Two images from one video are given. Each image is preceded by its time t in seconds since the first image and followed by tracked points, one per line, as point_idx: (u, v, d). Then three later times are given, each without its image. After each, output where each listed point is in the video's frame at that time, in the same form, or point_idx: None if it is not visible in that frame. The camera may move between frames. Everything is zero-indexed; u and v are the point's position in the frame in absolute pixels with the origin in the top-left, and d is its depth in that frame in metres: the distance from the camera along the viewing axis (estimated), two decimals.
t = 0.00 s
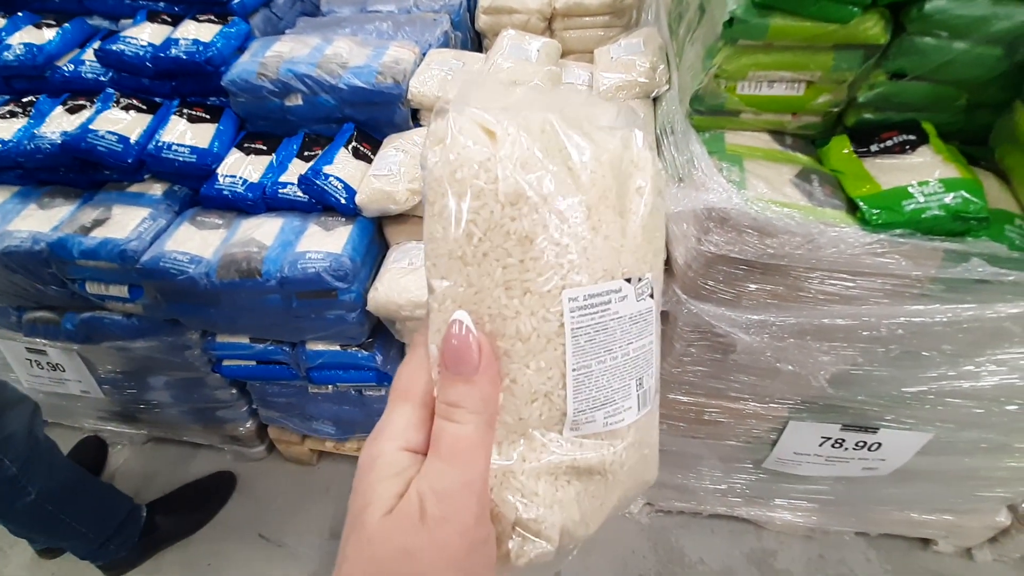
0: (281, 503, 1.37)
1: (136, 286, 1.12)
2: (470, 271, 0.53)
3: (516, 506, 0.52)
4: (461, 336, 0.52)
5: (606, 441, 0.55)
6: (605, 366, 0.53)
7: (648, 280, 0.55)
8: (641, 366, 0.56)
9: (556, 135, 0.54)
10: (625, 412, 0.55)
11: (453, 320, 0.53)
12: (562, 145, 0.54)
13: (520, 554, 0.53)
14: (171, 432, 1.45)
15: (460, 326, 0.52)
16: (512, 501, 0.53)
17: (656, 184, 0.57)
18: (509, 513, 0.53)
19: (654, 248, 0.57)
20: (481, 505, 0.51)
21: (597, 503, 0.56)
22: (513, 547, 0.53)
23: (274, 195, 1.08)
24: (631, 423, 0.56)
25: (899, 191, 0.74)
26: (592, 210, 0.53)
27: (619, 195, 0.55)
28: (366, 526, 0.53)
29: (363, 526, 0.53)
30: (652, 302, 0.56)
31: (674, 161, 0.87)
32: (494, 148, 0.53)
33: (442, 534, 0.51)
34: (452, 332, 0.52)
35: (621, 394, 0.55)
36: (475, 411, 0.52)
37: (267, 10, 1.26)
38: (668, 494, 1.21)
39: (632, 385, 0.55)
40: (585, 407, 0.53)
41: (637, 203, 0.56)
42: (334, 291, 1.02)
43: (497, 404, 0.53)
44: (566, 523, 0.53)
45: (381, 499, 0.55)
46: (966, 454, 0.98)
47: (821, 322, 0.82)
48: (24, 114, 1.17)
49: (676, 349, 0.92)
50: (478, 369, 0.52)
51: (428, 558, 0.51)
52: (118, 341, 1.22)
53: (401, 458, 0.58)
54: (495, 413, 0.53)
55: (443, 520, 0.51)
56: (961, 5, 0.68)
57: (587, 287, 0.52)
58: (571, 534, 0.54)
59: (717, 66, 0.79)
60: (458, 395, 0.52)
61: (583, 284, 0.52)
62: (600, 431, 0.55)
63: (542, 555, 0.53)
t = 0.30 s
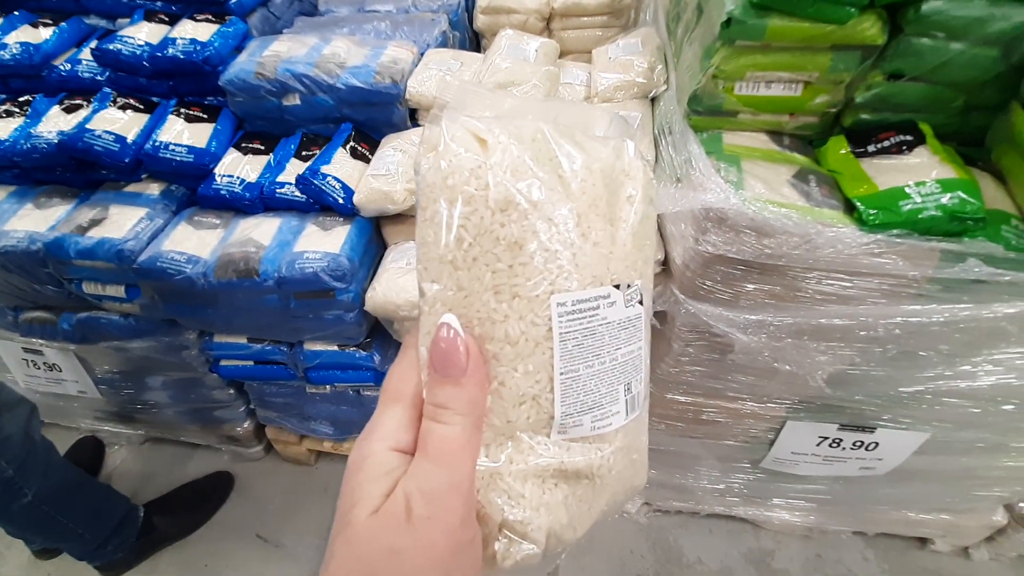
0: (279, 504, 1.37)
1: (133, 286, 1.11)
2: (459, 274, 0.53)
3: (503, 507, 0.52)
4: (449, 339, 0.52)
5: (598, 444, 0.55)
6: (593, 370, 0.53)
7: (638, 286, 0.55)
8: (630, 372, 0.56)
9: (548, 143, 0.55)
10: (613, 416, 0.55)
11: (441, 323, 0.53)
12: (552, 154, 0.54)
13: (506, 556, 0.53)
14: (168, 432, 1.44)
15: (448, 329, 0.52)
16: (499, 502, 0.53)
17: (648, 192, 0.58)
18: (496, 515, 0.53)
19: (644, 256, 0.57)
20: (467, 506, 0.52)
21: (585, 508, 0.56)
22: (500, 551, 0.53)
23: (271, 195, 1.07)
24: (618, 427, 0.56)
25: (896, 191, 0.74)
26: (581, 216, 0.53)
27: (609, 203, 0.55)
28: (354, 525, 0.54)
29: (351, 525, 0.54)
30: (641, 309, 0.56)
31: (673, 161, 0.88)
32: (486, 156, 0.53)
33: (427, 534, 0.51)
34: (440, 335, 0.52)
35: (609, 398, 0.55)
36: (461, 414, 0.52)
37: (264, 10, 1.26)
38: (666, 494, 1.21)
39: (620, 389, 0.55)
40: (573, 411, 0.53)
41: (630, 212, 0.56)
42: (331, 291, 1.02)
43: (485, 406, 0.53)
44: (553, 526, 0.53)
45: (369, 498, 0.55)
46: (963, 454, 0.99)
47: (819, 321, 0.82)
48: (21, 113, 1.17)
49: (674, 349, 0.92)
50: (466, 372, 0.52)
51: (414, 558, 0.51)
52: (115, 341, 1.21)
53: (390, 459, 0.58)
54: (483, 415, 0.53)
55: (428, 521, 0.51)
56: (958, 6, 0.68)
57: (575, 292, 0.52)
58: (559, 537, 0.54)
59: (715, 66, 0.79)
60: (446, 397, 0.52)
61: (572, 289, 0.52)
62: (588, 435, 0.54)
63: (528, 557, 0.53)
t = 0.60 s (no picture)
0: (277, 503, 1.37)
1: (130, 285, 1.11)
2: (428, 266, 0.54)
3: (477, 500, 0.52)
4: (416, 331, 0.53)
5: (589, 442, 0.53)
6: (571, 363, 0.52)
7: (624, 277, 0.54)
8: (614, 366, 0.54)
9: (518, 136, 0.56)
10: (598, 411, 0.53)
11: (408, 316, 0.53)
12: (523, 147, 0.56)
13: (483, 550, 0.53)
14: (165, 432, 1.44)
15: (415, 322, 0.53)
16: (472, 495, 0.52)
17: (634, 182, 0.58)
18: (470, 508, 0.53)
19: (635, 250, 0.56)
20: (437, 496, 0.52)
21: (576, 507, 0.54)
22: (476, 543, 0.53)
23: (269, 194, 1.07)
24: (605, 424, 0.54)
25: (893, 190, 0.74)
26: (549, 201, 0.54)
27: (590, 192, 0.55)
28: (325, 518, 0.54)
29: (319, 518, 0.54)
30: (628, 300, 0.54)
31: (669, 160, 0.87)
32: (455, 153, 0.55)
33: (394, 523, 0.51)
34: (407, 329, 0.53)
35: (592, 392, 0.53)
36: (430, 404, 0.52)
37: (261, 8, 1.26)
38: (664, 493, 1.21)
39: (605, 384, 0.53)
40: (550, 405, 0.52)
41: (615, 202, 0.56)
42: (328, 290, 1.02)
43: (454, 396, 0.54)
44: (532, 523, 0.52)
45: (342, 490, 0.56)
46: (959, 452, 0.99)
47: (815, 320, 0.82)
48: (17, 112, 1.16)
49: (671, 348, 0.92)
50: (433, 363, 0.52)
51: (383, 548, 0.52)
52: (112, 340, 1.21)
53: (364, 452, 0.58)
54: (453, 405, 0.54)
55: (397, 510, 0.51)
56: (954, 6, 0.68)
57: (548, 282, 0.51)
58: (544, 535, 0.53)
59: (713, 66, 0.79)
60: (414, 388, 0.52)
61: (544, 280, 0.51)
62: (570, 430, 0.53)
63: (507, 552, 0.52)
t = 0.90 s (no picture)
0: (275, 503, 1.37)
1: (127, 285, 1.11)
2: (389, 258, 0.59)
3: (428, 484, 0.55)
4: (374, 320, 0.59)
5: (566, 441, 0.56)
6: (529, 350, 0.55)
7: (597, 263, 0.57)
8: (584, 357, 0.55)
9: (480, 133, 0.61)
10: (566, 403, 0.55)
11: (369, 306, 0.60)
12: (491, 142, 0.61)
13: (437, 537, 0.55)
14: (163, 433, 1.44)
15: (374, 311, 0.59)
16: (424, 477, 0.56)
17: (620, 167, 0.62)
18: (424, 492, 0.56)
19: (619, 232, 0.59)
20: (386, 467, 0.56)
21: (555, 511, 0.56)
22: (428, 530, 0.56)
23: (266, 194, 1.08)
24: (576, 416, 0.56)
25: (887, 190, 0.75)
26: (510, 191, 0.59)
27: (559, 178, 0.60)
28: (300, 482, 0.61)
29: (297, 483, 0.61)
30: (605, 286, 0.57)
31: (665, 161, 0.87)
32: (423, 152, 0.60)
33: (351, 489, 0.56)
34: (367, 317, 0.59)
35: (559, 382, 0.55)
36: (383, 383, 0.57)
37: (259, 9, 1.26)
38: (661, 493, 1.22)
39: (573, 374, 0.55)
40: (509, 391, 0.55)
41: (596, 187, 0.60)
42: (327, 290, 1.02)
43: (410, 378, 0.58)
44: (493, 516, 0.54)
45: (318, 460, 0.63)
46: (954, 451, 1.00)
47: (811, 320, 0.82)
48: (14, 112, 1.16)
49: (668, 348, 0.93)
50: (387, 347, 0.57)
51: (342, 508, 0.57)
52: (109, 341, 1.21)
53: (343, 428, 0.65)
54: (409, 386, 0.58)
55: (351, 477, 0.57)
56: (948, 8, 0.69)
57: (501, 269, 0.56)
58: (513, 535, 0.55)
59: (709, 67, 0.79)
60: (370, 369, 0.58)
61: (498, 266, 0.56)
62: (533, 420, 0.55)
63: (460, 544, 0.54)
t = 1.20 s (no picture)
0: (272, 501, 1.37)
1: (124, 283, 1.11)
2: (373, 246, 0.67)
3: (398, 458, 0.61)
4: (357, 306, 0.66)
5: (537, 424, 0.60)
6: (489, 327, 0.61)
7: (564, 240, 0.62)
8: (545, 336, 0.60)
9: (457, 128, 0.69)
10: (528, 379, 0.60)
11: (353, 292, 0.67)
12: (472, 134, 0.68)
13: (405, 510, 0.60)
14: (159, 431, 1.44)
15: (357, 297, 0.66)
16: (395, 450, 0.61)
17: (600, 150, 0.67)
18: (395, 467, 0.61)
19: (593, 207, 0.64)
20: (359, 436, 0.62)
21: (523, 493, 0.60)
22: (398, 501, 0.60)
23: (264, 191, 1.07)
24: (539, 392, 0.60)
25: (883, 188, 0.75)
26: (479, 177, 0.66)
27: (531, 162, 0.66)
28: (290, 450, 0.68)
29: (288, 454, 0.68)
30: (572, 263, 0.62)
31: (662, 159, 0.87)
32: (402, 149, 0.68)
33: (330, 456, 0.62)
34: (350, 302, 0.66)
35: (522, 359, 0.60)
36: (360, 359, 0.64)
37: (256, 6, 1.26)
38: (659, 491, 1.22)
39: (535, 351, 0.60)
40: (473, 367, 0.61)
41: (569, 167, 0.66)
42: (324, 288, 1.02)
43: (387, 356, 0.64)
44: (455, 492, 0.59)
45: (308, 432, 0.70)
46: (949, 448, 1.00)
47: (807, 317, 0.83)
48: (10, 109, 1.16)
49: (666, 345, 0.93)
50: (366, 327, 0.64)
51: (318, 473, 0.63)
52: (106, 338, 1.21)
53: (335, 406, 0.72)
54: (386, 364, 0.65)
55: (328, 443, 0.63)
56: (942, 7, 0.69)
57: (466, 249, 0.63)
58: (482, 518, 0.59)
59: (706, 65, 0.80)
60: (351, 347, 0.65)
61: (464, 247, 0.63)
62: (496, 396, 0.61)
63: (424, 519, 0.59)
